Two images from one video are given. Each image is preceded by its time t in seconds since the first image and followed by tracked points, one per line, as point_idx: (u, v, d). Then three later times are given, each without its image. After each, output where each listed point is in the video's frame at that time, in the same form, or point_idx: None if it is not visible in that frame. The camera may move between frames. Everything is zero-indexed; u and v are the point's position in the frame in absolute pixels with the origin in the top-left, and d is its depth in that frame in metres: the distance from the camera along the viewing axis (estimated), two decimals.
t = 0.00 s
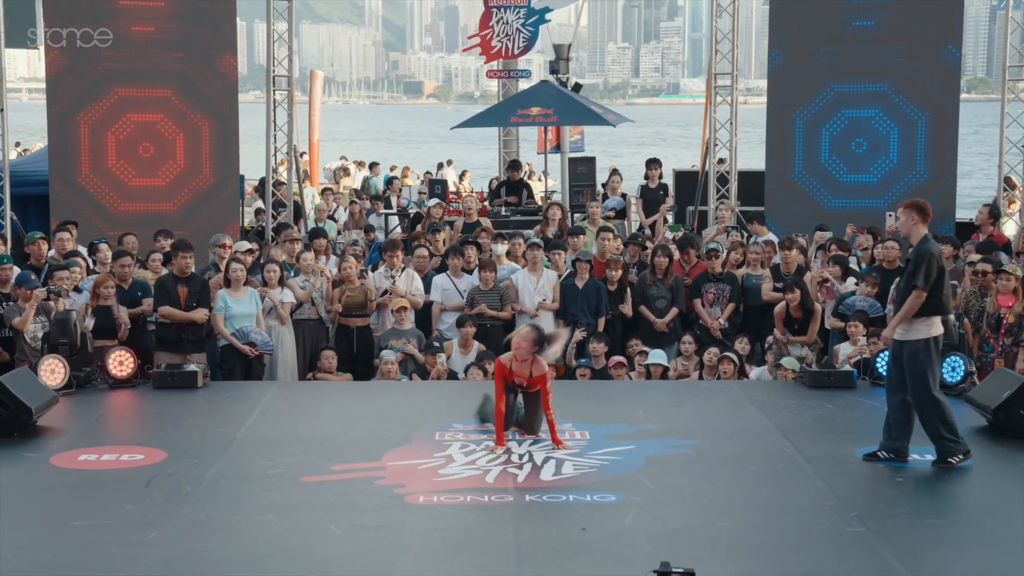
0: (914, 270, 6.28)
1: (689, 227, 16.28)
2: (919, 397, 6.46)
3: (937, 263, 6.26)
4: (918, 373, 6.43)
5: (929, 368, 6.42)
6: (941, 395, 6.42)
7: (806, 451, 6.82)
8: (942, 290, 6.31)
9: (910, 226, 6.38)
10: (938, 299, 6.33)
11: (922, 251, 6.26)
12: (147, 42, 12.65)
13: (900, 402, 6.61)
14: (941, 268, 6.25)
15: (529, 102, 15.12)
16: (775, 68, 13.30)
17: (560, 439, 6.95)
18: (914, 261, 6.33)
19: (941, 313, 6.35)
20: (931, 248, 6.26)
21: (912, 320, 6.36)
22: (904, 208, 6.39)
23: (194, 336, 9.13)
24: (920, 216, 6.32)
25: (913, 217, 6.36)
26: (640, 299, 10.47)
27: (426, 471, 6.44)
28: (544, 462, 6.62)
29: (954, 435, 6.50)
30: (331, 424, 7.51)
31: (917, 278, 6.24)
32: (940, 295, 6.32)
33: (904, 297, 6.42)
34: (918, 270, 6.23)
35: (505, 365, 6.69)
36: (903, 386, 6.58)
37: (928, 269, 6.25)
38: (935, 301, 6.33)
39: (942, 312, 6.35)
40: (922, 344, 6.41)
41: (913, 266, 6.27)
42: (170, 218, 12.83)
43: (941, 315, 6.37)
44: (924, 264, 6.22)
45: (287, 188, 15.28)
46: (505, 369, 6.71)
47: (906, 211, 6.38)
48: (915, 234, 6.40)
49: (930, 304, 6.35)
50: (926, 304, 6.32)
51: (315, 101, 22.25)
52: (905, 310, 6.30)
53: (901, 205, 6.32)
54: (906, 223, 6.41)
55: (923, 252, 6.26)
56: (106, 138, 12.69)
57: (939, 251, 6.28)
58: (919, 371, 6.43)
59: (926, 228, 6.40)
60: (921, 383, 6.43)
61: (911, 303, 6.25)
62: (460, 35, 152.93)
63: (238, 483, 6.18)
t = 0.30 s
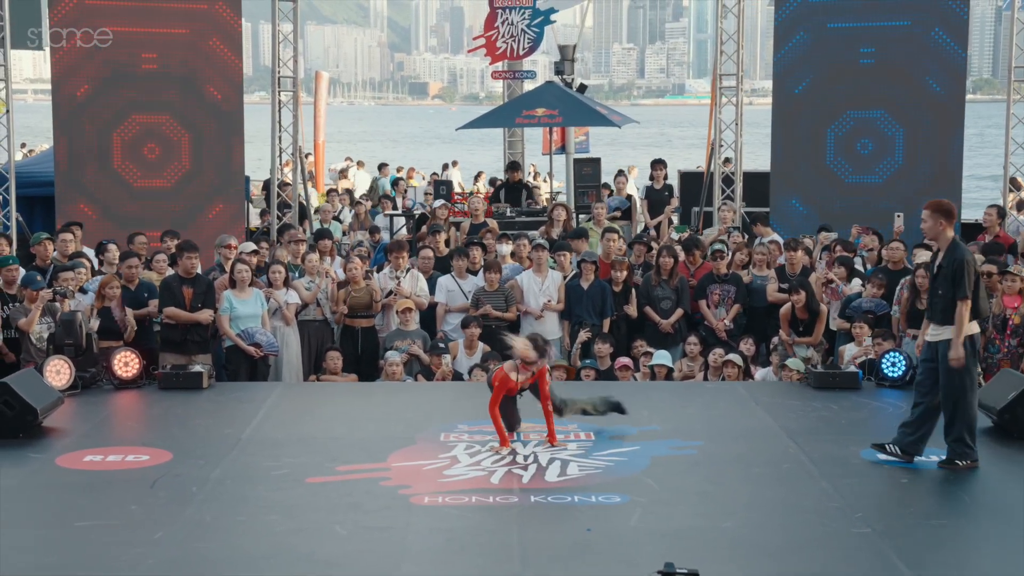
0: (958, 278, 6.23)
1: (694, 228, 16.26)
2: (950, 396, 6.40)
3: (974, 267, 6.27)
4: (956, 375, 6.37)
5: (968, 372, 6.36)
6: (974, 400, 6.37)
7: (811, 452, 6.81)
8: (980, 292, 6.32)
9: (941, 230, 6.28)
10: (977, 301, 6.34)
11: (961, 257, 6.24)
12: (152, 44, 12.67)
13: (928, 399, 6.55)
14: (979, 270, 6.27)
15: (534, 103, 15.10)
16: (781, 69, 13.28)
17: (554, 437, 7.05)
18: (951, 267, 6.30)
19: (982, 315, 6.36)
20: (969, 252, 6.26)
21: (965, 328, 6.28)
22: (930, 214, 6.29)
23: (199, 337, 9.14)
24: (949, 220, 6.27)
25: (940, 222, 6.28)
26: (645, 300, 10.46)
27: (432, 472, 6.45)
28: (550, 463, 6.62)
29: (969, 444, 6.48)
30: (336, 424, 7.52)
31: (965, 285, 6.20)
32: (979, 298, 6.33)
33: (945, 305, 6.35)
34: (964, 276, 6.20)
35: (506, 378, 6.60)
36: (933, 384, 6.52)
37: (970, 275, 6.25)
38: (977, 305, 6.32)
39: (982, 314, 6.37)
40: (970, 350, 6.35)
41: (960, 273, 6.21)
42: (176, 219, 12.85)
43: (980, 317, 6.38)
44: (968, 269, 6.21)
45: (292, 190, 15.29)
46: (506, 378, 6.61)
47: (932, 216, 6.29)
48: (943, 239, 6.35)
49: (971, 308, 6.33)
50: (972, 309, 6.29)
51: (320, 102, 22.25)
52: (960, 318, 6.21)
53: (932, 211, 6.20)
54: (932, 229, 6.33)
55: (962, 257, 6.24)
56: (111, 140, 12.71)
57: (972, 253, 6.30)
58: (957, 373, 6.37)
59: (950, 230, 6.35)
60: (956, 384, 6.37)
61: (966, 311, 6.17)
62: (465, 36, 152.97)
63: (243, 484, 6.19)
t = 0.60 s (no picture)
0: (981, 278, 6.30)
1: (695, 228, 16.27)
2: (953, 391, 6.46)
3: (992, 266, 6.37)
4: (960, 369, 6.43)
5: (976, 368, 6.41)
6: (978, 396, 6.40)
7: (812, 452, 6.80)
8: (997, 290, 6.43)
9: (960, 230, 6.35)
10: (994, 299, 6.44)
11: (981, 258, 6.32)
12: (153, 43, 12.68)
13: (939, 397, 6.64)
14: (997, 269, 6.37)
15: (536, 103, 15.11)
16: (782, 69, 13.28)
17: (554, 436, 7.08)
18: (969, 266, 6.38)
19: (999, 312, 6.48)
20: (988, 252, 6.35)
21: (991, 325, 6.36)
22: (948, 215, 6.33)
23: (200, 338, 9.15)
24: (965, 221, 6.33)
25: (958, 222, 6.34)
26: (646, 300, 10.46)
27: (432, 472, 6.45)
28: (550, 463, 6.62)
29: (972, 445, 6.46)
30: (337, 425, 7.52)
31: (990, 284, 6.27)
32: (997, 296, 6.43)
33: (964, 304, 6.42)
34: (988, 276, 6.29)
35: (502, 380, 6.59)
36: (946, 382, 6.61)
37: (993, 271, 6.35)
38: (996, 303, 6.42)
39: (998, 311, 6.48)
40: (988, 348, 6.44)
41: (985, 273, 6.29)
42: (177, 220, 12.85)
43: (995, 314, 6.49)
44: (991, 268, 6.29)
45: (293, 190, 15.29)
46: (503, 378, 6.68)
47: (950, 217, 6.34)
48: (959, 239, 6.42)
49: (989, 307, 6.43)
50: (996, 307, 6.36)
51: (321, 103, 22.26)
52: (993, 316, 6.27)
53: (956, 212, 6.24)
54: (949, 229, 6.38)
55: (982, 257, 6.33)
56: (112, 140, 12.71)
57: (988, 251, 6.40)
58: (963, 367, 6.43)
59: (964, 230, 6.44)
60: (960, 379, 6.43)
61: (997, 309, 6.25)
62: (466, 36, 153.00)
63: (243, 484, 6.19)
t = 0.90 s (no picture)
0: (984, 277, 6.28)
1: (695, 228, 16.27)
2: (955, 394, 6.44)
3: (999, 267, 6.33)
4: (961, 372, 6.40)
5: (978, 371, 6.36)
6: (979, 400, 6.36)
7: (813, 453, 6.80)
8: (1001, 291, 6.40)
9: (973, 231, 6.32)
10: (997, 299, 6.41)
11: (990, 258, 6.29)
12: (153, 44, 12.68)
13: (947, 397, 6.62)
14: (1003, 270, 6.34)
15: (537, 103, 15.10)
16: (783, 69, 13.27)
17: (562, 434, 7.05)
18: (978, 265, 6.35)
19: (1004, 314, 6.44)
20: (998, 252, 6.32)
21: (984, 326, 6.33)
22: (967, 214, 6.30)
23: (201, 337, 9.18)
24: (984, 221, 6.30)
25: (977, 222, 6.31)
26: (647, 300, 10.45)
27: (434, 472, 6.45)
28: (552, 463, 6.62)
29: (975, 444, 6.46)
30: (339, 425, 7.52)
31: (990, 284, 6.25)
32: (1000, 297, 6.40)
33: (968, 303, 6.39)
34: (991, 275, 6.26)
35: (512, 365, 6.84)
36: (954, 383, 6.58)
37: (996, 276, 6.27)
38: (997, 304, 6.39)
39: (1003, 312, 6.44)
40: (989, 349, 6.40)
41: (988, 272, 6.26)
42: (178, 219, 12.86)
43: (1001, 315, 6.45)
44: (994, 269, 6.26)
45: (295, 190, 15.28)
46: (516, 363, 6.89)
47: (970, 216, 6.31)
48: (975, 238, 6.39)
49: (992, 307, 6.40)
50: (993, 309, 6.33)
51: (323, 102, 22.26)
52: (982, 317, 6.26)
53: (976, 210, 6.20)
54: (968, 228, 6.34)
55: (990, 260, 6.29)
56: (114, 140, 12.72)
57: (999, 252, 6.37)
58: (964, 370, 6.39)
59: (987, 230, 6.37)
60: (960, 381, 6.40)
61: (988, 310, 6.22)
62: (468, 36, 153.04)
63: (244, 484, 6.18)
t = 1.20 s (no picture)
0: (980, 274, 6.26)
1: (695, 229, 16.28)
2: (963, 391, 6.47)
3: (1003, 268, 6.26)
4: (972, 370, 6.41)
5: (989, 368, 6.37)
6: (988, 398, 6.35)
7: (814, 453, 6.80)
8: (1005, 292, 6.32)
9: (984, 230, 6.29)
10: (1002, 299, 6.32)
11: (993, 257, 6.23)
12: (154, 44, 12.70)
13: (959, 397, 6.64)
14: (1006, 270, 6.27)
15: (538, 103, 15.08)
16: (784, 69, 13.28)
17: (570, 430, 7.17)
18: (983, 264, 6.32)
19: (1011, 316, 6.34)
20: (1003, 255, 6.24)
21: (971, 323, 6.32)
22: (983, 213, 6.28)
23: (202, 338, 9.20)
24: (998, 221, 6.25)
25: (990, 221, 6.27)
26: (648, 300, 10.44)
27: (435, 472, 6.45)
28: (553, 463, 6.62)
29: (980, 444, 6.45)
30: (340, 425, 7.52)
31: (983, 282, 6.22)
32: (1003, 298, 6.32)
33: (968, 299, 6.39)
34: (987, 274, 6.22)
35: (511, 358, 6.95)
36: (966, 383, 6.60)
37: (993, 275, 6.22)
38: (997, 305, 6.32)
39: (1011, 314, 6.34)
40: (990, 347, 6.37)
41: (983, 271, 6.24)
42: (179, 220, 12.86)
43: (1010, 316, 6.34)
44: (990, 268, 6.22)
45: (296, 190, 15.27)
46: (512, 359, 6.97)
47: (984, 216, 6.28)
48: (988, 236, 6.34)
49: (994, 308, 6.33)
50: (1001, 307, 6.32)
51: (324, 102, 22.24)
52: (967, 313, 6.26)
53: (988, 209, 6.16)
54: (983, 226, 6.32)
55: (992, 259, 6.24)
56: (114, 140, 12.72)
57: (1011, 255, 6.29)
58: (975, 367, 6.40)
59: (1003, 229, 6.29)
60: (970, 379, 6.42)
61: (973, 309, 6.22)
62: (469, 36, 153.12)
63: (245, 484, 6.19)
